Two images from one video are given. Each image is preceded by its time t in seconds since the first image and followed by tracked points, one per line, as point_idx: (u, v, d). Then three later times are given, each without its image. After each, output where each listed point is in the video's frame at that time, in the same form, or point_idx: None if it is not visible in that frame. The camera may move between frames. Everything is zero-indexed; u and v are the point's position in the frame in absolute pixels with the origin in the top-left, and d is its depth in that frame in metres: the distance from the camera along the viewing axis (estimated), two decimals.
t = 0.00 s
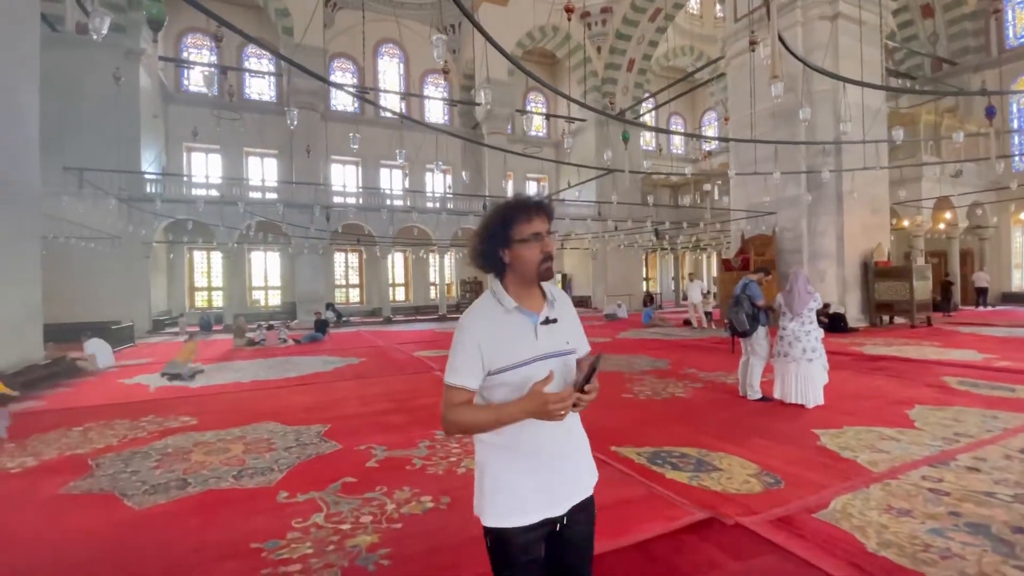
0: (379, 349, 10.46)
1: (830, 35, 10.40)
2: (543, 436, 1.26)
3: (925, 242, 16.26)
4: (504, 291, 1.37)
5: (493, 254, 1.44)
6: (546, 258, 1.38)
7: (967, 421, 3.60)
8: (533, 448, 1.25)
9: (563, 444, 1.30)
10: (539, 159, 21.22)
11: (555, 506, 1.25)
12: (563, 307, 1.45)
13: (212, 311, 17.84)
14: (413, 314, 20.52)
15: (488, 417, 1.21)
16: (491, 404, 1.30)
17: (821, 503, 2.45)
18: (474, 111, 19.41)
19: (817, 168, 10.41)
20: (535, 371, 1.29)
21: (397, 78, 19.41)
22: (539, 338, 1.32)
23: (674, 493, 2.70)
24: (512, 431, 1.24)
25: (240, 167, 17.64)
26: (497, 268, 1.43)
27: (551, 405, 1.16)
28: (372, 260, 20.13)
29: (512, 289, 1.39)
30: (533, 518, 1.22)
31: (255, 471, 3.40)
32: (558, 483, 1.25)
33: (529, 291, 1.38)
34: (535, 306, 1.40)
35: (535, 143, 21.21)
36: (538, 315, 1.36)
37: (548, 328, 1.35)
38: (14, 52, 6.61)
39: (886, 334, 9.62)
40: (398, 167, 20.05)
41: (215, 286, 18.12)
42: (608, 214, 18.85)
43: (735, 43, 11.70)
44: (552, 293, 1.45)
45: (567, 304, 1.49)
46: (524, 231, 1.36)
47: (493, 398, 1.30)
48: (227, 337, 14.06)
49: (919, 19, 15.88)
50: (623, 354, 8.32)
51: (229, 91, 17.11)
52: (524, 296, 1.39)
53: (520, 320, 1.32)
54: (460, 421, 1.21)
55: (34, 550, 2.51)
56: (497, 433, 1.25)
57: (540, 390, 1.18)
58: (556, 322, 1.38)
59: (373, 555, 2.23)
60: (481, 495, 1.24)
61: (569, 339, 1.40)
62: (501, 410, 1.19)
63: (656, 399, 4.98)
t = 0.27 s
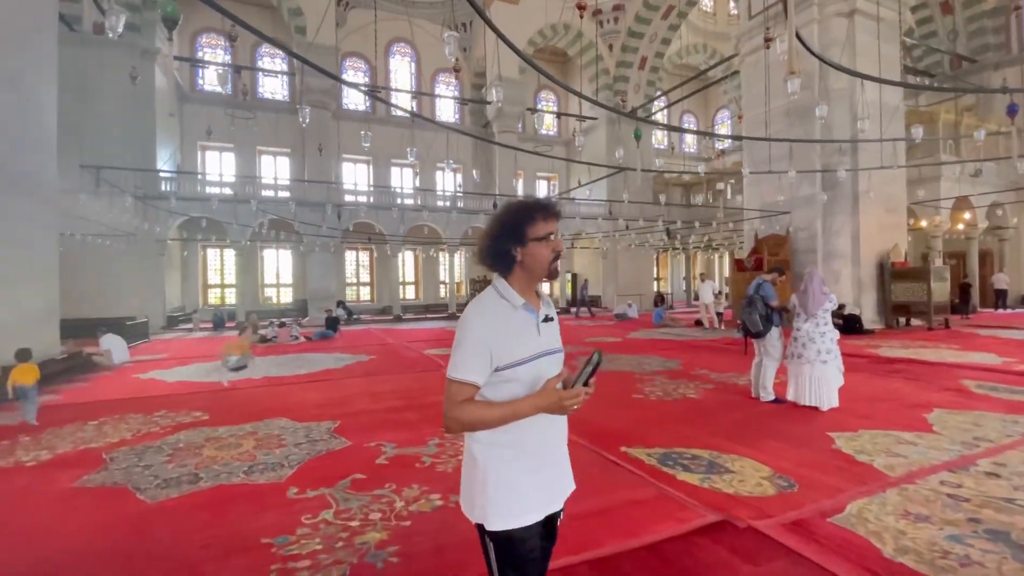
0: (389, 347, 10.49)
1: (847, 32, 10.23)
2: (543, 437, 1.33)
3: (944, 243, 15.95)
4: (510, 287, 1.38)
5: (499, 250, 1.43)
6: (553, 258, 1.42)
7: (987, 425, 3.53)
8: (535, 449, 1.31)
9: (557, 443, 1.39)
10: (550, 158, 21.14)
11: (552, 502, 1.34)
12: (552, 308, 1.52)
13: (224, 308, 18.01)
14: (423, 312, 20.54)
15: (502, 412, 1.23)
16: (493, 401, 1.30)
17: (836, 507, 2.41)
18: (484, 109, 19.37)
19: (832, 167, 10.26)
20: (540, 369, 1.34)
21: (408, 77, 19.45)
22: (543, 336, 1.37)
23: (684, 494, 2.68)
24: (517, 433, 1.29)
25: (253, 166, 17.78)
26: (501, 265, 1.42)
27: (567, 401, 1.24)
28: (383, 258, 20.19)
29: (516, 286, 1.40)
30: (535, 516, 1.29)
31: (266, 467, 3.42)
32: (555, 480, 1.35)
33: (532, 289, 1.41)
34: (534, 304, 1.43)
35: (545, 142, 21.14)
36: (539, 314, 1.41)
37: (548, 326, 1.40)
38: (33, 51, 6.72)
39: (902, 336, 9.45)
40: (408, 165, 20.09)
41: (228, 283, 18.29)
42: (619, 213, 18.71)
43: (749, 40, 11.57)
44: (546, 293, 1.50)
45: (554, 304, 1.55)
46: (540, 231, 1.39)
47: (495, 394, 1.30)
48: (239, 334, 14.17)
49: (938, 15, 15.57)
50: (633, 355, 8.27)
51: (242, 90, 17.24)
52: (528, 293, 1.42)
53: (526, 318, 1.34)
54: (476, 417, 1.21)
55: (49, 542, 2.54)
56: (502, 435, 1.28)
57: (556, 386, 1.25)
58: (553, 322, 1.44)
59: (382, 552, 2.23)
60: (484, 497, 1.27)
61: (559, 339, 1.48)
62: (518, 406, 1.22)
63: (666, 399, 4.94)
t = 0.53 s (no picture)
0: (401, 345, 10.49)
1: (869, 30, 10.04)
2: (525, 434, 1.34)
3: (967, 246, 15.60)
4: (492, 288, 1.39)
5: (481, 252, 1.43)
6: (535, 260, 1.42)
7: (1011, 435, 3.43)
8: (518, 446, 1.33)
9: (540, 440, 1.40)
10: (563, 158, 21.06)
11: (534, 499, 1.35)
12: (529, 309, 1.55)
13: (239, 306, 18.23)
14: (435, 311, 20.54)
15: (488, 405, 1.23)
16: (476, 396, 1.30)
17: (854, 517, 2.34)
18: (498, 109, 19.38)
19: (852, 168, 10.07)
20: (522, 366, 1.35)
21: (422, 77, 19.52)
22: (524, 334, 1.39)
23: (696, 500, 2.63)
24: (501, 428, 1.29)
25: (269, 165, 17.97)
26: (483, 265, 1.42)
27: (552, 391, 1.27)
28: (396, 257, 20.27)
29: (499, 286, 1.41)
30: (518, 512, 1.29)
31: (276, 463, 3.43)
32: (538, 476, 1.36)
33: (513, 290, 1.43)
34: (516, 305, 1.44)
35: (558, 142, 21.08)
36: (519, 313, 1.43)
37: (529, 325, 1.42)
38: (57, 51, 6.85)
39: (923, 341, 9.24)
40: (421, 165, 20.16)
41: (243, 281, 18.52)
42: (632, 213, 18.57)
43: (767, 38, 11.42)
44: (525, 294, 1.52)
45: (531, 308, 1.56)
46: (525, 233, 1.40)
47: (477, 390, 1.30)
48: (253, 331, 14.31)
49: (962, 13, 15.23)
50: (645, 356, 8.19)
51: (259, 90, 17.44)
52: (509, 294, 1.43)
53: (507, 317, 1.35)
54: (464, 412, 1.20)
55: (63, 535, 2.57)
56: (485, 430, 1.28)
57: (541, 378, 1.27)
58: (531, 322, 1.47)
59: (389, 552, 2.22)
60: (467, 495, 1.26)
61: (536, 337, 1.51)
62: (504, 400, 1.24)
63: (678, 403, 4.88)
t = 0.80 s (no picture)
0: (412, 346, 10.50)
1: (891, 30, 9.83)
2: (490, 429, 1.37)
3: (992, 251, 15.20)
4: (471, 291, 1.44)
5: (464, 258, 1.49)
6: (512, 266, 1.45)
7: None
8: (482, 441, 1.36)
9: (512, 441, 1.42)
10: (577, 159, 20.97)
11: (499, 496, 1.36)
12: (516, 314, 1.55)
13: (255, 304, 18.43)
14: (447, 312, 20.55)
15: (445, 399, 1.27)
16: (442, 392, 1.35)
17: (871, 529, 2.28)
18: (512, 110, 19.37)
19: (873, 170, 9.86)
20: (488, 366, 1.37)
21: (437, 79, 19.61)
22: (496, 335, 1.41)
23: (706, 508, 2.58)
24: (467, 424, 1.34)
25: (285, 165, 18.16)
26: (464, 270, 1.49)
27: (504, 391, 1.25)
28: (409, 258, 20.35)
29: (478, 291, 1.45)
30: (479, 508, 1.32)
31: (285, 463, 3.45)
32: (505, 476, 1.37)
33: (492, 296, 1.46)
34: (497, 310, 1.47)
35: (573, 143, 21.00)
36: (497, 315, 1.45)
37: (505, 328, 1.44)
38: (80, 53, 7.00)
39: (946, 348, 9.02)
40: (435, 166, 20.24)
41: (259, 280, 18.75)
42: (647, 215, 18.40)
43: (786, 39, 11.25)
44: (510, 301, 1.55)
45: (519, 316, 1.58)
46: (500, 239, 1.44)
47: (443, 386, 1.36)
48: (268, 329, 14.46)
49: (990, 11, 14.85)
50: (658, 360, 8.10)
51: (276, 91, 17.64)
52: (488, 298, 1.46)
53: (481, 319, 1.39)
54: (418, 403, 1.25)
55: (76, 529, 2.59)
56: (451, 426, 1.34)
57: (496, 377, 1.26)
58: (511, 325, 1.48)
59: (395, 555, 2.21)
60: (432, 485, 1.33)
61: (518, 342, 1.50)
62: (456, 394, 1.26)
63: (691, 408, 4.80)
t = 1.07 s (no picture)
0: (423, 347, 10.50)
1: (913, 30, 9.62)
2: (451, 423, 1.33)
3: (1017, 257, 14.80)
4: (455, 289, 1.45)
5: (451, 258, 1.52)
6: (494, 265, 1.45)
7: None
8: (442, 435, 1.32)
9: (492, 438, 1.39)
10: (591, 161, 20.88)
11: (473, 492, 1.31)
12: (503, 315, 1.53)
13: (270, 304, 18.65)
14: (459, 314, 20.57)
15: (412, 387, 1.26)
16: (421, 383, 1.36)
17: (886, 544, 2.20)
18: (526, 112, 19.38)
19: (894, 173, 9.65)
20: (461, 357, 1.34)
21: (451, 81, 19.70)
22: (476, 333, 1.40)
23: (716, 519, 2.50)
24: (442, 416, 1.33)
25: (302, 167, 18.37)
26: (451, 270, 1.52)
27: (448, 365, 1.21)
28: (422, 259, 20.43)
29: (463, 289, 1.47)
30: (431, 503, 1.27)
31: (292, 462, 3.44)
32: (481, 472, 1.32)
33: (477, 295, 1.47)
34: (482, 309, 1.47)
35: (586, 145, 20.92)
36: (479, 314, 1.44)
37: (488, 327, 1.43)
38: (100, 56, 7.14)
39: (968, 356, 8.78)
40: (449, 168, 20.34)
41: (275, 280, 19.01)
42: (662, 218, 18.25)
43: (805, 39, 11.09)
44: (498, 303, 1.54)
45: (509, 319, 1.56)
46: (479, 238, 1.45)
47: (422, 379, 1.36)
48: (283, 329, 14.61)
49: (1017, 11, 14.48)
50: (670, 365, 7.99)
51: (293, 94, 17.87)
52: (473, 297, 1.47)
53: (461, 315, 1.39)
54: (385, 389, 1.26)
55: (88, 524, 2.62)
56: (426, 418, 1.33)
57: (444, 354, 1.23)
58: (495, 325, 1.46)
59: (396, 559, 2.17)
60: (404, 477, 1.31)
61: (503, 342, 1.47)
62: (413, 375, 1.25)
63: (702, 414, 4.72)
